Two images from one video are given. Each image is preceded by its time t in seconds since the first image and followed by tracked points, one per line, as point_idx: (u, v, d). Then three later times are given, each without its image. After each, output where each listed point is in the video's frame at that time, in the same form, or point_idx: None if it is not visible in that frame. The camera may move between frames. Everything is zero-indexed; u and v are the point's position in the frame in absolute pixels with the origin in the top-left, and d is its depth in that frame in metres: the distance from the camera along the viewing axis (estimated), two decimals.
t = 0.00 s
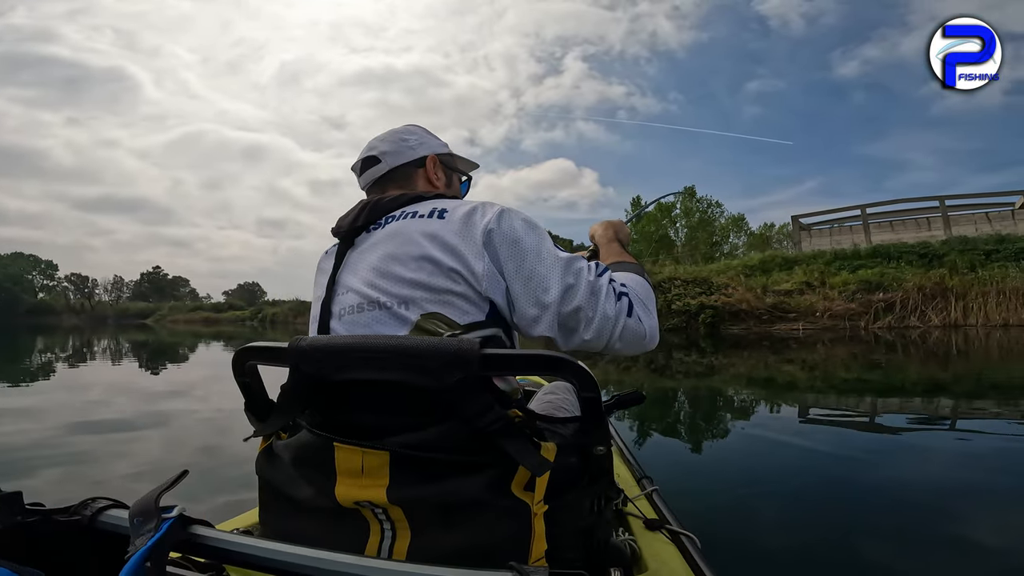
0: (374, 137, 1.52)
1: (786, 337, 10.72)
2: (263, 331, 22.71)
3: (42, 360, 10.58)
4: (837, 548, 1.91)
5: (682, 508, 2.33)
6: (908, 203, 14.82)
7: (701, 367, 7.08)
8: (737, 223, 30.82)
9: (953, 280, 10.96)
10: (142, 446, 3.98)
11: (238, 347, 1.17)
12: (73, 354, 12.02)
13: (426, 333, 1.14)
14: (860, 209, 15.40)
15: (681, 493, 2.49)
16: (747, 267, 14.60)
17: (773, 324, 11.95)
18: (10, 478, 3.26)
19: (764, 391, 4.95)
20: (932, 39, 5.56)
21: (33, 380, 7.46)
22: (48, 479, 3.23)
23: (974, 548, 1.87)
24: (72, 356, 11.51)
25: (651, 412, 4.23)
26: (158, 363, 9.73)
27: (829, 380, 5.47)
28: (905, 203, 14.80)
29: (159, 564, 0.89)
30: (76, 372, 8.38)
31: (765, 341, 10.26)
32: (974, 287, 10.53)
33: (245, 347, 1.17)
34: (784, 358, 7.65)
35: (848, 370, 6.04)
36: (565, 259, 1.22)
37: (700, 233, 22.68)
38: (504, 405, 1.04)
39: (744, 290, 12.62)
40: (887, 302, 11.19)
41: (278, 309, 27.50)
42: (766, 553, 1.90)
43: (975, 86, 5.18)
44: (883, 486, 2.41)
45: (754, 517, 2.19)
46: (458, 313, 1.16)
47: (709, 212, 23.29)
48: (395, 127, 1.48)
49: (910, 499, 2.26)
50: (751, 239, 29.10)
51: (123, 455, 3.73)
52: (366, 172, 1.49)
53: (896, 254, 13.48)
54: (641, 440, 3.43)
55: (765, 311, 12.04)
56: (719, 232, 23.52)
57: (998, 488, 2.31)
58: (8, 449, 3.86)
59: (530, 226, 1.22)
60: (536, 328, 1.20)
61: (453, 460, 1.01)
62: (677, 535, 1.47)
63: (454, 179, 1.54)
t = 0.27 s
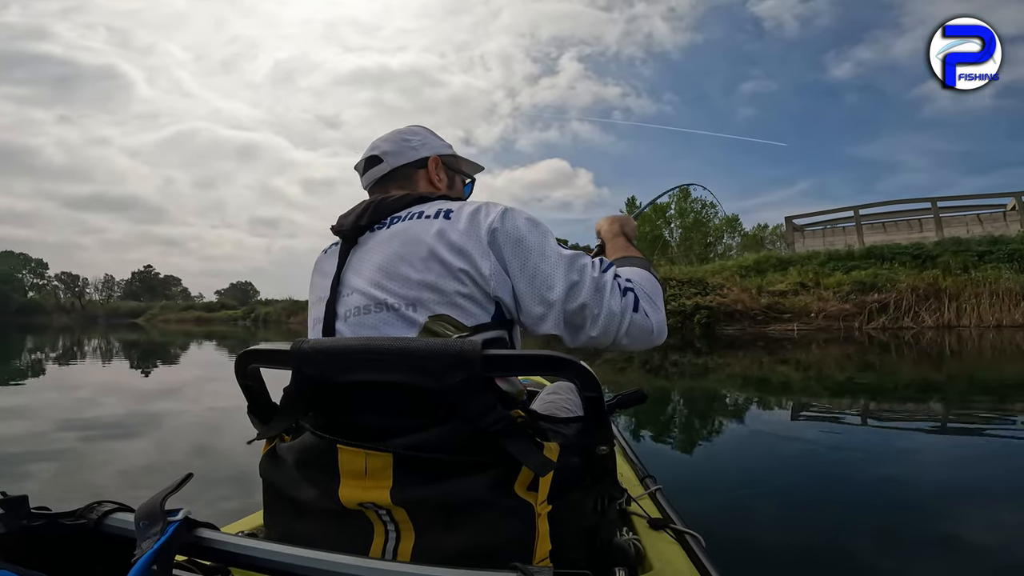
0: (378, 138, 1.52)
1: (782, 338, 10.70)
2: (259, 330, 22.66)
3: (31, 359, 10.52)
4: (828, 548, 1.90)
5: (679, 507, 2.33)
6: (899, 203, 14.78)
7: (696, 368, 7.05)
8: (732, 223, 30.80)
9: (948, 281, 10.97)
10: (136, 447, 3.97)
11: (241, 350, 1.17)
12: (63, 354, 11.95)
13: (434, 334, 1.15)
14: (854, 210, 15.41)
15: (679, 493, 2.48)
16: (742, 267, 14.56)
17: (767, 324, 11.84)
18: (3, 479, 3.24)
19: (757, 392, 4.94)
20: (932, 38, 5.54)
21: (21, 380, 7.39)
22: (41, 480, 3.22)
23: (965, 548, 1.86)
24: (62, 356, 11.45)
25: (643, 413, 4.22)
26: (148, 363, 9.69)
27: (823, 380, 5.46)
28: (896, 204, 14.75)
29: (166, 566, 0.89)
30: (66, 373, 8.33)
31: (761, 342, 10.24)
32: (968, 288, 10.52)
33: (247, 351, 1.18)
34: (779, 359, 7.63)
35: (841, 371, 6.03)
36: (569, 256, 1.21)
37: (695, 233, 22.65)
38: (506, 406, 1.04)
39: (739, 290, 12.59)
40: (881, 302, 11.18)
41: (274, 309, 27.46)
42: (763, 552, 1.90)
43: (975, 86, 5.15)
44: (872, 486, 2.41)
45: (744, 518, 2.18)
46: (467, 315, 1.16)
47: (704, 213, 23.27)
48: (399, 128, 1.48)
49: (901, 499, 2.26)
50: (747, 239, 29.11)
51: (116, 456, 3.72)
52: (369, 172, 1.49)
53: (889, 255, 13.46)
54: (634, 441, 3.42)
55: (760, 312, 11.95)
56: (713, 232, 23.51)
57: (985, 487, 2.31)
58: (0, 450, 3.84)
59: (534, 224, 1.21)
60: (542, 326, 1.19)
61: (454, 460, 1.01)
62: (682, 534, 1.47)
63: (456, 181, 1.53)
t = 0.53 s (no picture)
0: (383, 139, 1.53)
1: (776, 338, 10.74)
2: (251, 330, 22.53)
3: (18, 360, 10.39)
4: (820, 548, 1.91)
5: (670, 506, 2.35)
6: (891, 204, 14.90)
7: (691, 368, 7.07)
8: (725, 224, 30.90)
9: (940, 282, 10.97)
10: (130, 447, 3.94)
11: (242, 354, 1.17)
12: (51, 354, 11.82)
13: (425, 336, 1.15)
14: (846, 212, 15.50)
15: (672, 492, 2.51)
16: (736, 268, 14.59)
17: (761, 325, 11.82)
18: None
19: (753, 392, 4.97)
20: (932, 39, 5.57)
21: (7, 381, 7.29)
22: (31, 482, 3.19)
23: (956, 547, 1.87)
24: (50, 356, 11.32)
25: (639, 413, 4.23)
26: (137, 364, 9.61)
27: (817, 380, 5.49)
28: (889, 204, 14.82)
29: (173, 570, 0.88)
30: (55, 373, 8.23)
31: (755, 342, 10.27)
32: (959, 289, 10.59)
33: (248, 354, 1.17)
34: (773, 359, 7.66)
35: (835, 371, 6.06)
36: (559, 251, 1.20)
37: (689, 234, 22.72)
38: (508, 407, 1.04)
39: (733, 291, 12.62)
40: (874, 304, 11.25)
41: (267, 309, 27.32)
42: (751, 551, 1.91)
43: (974, 86, 5.18)
44: (862, 486, 2.42)
45: (737, 519, 2.18)
46: (459, 315, 1.16)
47: (697, 214, 23.37)
48: (403, 130, 1.48)
49: (892, 499, 2.27)
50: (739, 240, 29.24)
51: (109, 456, 3.70)
52: (371, 173, 1.50)
53: (882, 256, 13.56)
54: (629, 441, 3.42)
55: (754, 313, 11.95)
56: (706, 233, 23.60)
57: (974, 487, 2.33)
58: None
59: (523, 220, 1.20)
60: (536, 323, 1.18)
61: (457, 462, 1.01)
62: (686, 533, 1.47)
63: (458, 186, 1.52)
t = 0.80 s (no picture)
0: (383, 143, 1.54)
1: (770, 339, 10.73)
2: (244, 331, 22.38)
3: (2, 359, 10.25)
4: (810, 548, 1.91)
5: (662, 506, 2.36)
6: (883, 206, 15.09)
7: (684, 369, 7.04)
8: (719, 225, 30.87)
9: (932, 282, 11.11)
10: (121, 447, 3.91)
11: (242, 353, 1.17)
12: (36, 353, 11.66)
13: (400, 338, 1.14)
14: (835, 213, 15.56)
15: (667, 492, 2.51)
16: (729, 270, 14.53)
17: (755, 326, 11.74)
18: None
19: (745, 392, 4.97)
20: (932, 39, 5.56)
21: None
22: (20, 483, 3.16)
23: (948, 545, 1.88)
24: (34, 355, 11.19)
25: (631, 413, 4.22)
26: (125, 364, 9.53)
27: (808, 381, 5.49)
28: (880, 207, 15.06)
29: (171, 569, 0.88)
30: (42, 373, 8.16)
31: (749, 343, 10.25)
32: (952, 291, 10.61)
33: (248, 354, 1.17)
34: (766, 360, 7.64)
35: (826, 372, 6.06)
36: (535, 242, 1.16)
37: (682, 235, 22.69)
38: (508, 406, 1.04)
39: (727, 292, 12.59)
40: (867, 305, 11.27)
41: (261, 309, 27.21)
42: (742, 550, 1.92)
43: (975, 86, 5.16)
44: (855, 486, 2.43)
45: (732, 519, 2.18)
46: (433, 316, 1.15)
47: (690, 215, 23.36)
48: (401, 133, 1.49)
49: (885, 499, 2.27)
50: (732, 242, 29.27)
51: (99, 457, 3.66)
52: (369, 175, 1.51)
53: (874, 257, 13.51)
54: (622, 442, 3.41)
55: (748, 314, 11.88)
56: (700, 234, 23.61)
57: (965, 486, 2.34)
58: None
59: (497, 212, 1.17)
60: (517, 319, 1.15)
61: (457, 462, 1.01)
62: (685, 533, 1.47)
63: (455, 188, 1.51)
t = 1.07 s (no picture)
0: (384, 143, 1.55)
1: (763, 339, 10.73)
2: (234, 330, 22.19)
3: None
4: (804, 546, 1.91)
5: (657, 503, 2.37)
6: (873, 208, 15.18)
7: (677, 369, 7.03)
8: (711, 227, 30.89)
9: (922, 285, 11.06)
10: (111, 448, 3.87)
11: (243, 354, 1.16)
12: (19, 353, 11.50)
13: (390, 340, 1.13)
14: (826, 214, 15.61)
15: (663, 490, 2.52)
16: (722, 270, 14.50)
17: (749, 326, 11.75)
18: None
19: (738, 393, 4.97)
20: (932, 39, 5.57)
21: None
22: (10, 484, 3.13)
23: (937, 543, 1.89)
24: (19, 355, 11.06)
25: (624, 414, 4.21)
26: (113, 364, 9.46)
27: (800, 381, 5.50)
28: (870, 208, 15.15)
29: (172, 570, 0.88)
30: (29, 373, 8.08)
31: (743, 343, 10.24)
32: (943, 292, 10.66)
33: (249, 354, 1.17)
34: (759, 360, 7.64)
35: (817, 373, 6.06)
36: (529, 240, 1.13)
37: (675, 235, 22.71)
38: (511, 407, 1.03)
39: (720, 292, 12.58)
40: (858, 305, 11.23)
41: (253, 309, 27.12)
42: (735, 548, 1.92)
43: (975, 86, 5.15)
44: (845, 484, 2.43)
45: (724, 518, 2.17)
46: (425, 319, 1.14)
47: (683, 216, 23.37)
48: (403, 133, 1.49)
49: (875, 497, 2.28)
50: (723, 244, 29.35)
51: (89, 458, 3.63)
52: (368, 175, 1.52)
53: (867, 258, 13.52)
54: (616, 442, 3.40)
55: (741, 314, 11.89)
56: (692, 235, 23.64)
57: (952, 485, 2.36)
58: None
59: (489, 210, 1.15)
60: (511, 320, 1.12)
61: (459, 462, 1.01)
62: (688, 533, 1.47)
63: (454, 190, 1.51)
